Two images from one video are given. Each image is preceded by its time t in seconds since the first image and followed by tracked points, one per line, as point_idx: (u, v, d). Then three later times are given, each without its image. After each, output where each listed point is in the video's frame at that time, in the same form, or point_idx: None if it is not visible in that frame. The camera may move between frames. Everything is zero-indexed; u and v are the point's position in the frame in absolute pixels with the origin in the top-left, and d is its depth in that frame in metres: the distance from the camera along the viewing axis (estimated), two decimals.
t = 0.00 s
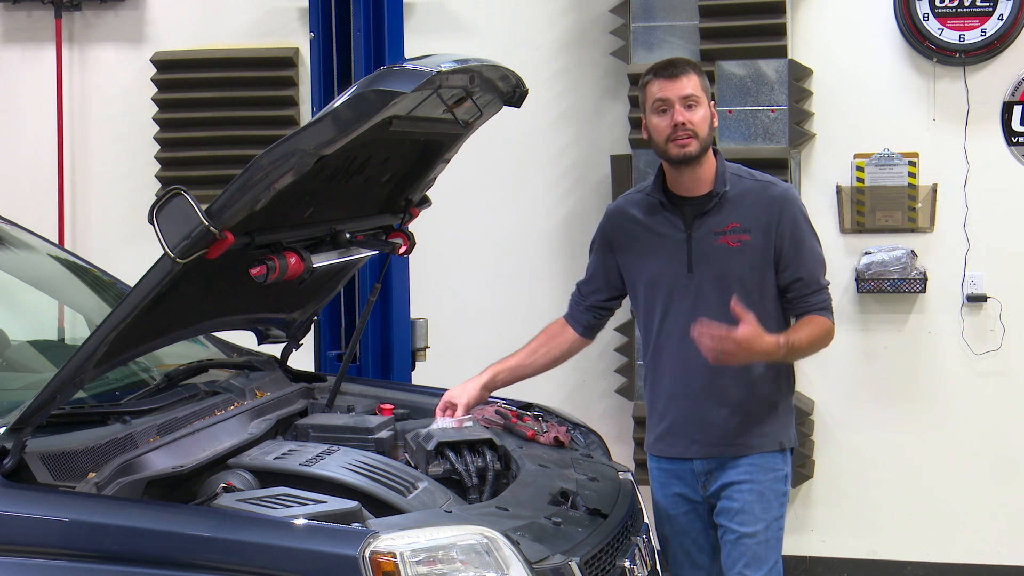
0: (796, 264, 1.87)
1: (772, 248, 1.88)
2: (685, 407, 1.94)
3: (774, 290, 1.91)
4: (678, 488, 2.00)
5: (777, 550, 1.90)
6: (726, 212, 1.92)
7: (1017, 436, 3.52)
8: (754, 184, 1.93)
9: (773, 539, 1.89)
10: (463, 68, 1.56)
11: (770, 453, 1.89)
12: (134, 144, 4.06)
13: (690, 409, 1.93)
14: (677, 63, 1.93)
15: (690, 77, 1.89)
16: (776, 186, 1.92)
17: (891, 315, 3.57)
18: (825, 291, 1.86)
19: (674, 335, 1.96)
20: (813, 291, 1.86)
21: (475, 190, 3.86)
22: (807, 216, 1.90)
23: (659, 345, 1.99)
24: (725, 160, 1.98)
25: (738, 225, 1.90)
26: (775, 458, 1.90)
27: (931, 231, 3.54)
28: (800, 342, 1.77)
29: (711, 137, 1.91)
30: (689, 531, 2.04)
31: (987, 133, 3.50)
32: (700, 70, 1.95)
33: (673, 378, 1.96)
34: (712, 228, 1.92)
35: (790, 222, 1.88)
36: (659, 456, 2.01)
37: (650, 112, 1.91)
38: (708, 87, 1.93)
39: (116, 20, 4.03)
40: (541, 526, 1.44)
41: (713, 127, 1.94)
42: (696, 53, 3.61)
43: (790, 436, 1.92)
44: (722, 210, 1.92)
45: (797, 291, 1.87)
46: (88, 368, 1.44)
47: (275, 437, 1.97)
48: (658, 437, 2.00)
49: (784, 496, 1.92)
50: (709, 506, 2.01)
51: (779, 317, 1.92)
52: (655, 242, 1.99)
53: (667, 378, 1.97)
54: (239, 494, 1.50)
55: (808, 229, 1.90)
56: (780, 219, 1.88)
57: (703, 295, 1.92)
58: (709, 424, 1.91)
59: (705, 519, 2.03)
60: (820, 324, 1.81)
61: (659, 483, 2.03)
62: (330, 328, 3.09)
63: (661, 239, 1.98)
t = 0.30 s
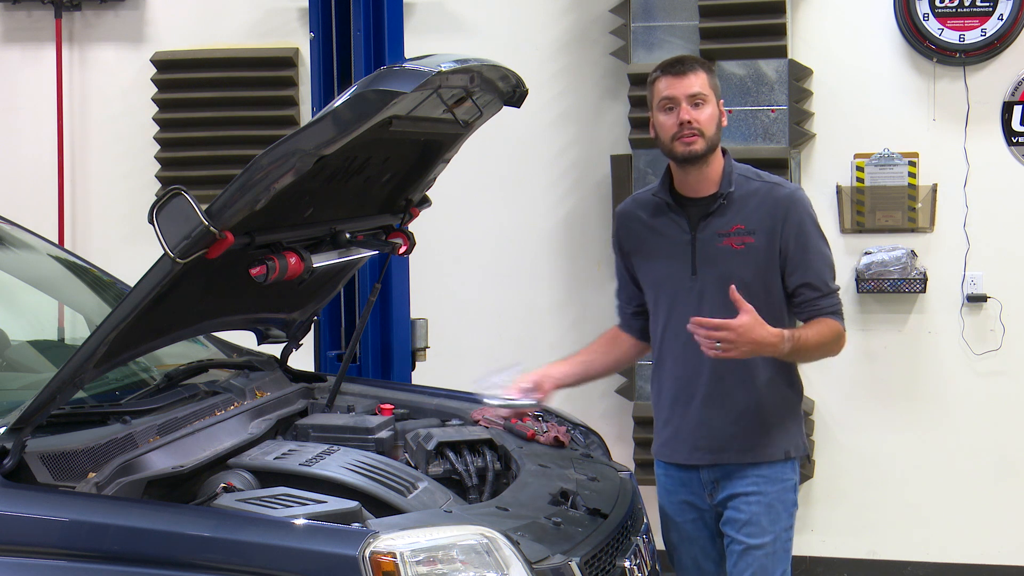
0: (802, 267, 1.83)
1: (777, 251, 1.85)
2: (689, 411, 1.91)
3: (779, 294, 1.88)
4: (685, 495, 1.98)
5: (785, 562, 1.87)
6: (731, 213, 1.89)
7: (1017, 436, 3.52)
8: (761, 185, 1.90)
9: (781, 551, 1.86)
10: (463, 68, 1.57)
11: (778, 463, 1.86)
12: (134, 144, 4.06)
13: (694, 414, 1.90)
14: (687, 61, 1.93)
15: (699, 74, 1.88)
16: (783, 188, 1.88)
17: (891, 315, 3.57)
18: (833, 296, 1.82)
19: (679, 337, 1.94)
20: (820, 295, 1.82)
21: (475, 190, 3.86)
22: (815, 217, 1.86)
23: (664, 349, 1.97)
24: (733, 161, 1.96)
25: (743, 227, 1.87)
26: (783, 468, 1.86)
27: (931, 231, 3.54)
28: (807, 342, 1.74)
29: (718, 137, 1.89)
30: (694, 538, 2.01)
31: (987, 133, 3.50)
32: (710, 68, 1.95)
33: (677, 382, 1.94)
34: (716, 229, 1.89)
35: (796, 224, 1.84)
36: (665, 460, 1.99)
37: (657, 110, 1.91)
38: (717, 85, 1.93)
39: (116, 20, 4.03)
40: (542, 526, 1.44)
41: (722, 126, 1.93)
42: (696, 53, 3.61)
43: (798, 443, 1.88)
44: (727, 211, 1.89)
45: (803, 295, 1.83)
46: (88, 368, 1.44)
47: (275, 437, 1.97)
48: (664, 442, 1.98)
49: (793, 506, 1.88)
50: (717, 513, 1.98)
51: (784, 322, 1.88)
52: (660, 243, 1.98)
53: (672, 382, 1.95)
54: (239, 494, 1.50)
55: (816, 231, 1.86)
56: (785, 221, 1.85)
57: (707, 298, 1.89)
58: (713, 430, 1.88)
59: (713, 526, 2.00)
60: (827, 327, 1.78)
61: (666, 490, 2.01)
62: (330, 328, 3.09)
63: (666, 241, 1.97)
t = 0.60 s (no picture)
0: (817, 268, 1.77)
1: (793, 251, 1.80)
2: (699, 416, 1.87)
3: (793, 296, 1.81)
4: (696, 509, 1.93)
5: None
6: (747, 211, 1.85)
7: (1017, 437, 3.52)
8: (780, 184, 1.85)
9: (794, 564, 1.80)
10: (463, 68, 1.57)
11: (789, 474, 1.80)
12: (134, 144, 4.06)
13: (705, 419, 1.86)
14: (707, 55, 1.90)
15: (718, 69, 1.86)
16: (802, 185, 1.83)
17: (891, 315, 3.57)
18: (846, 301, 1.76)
19: (691, 339, 1.90)
20: (829, 299, 1.76)
21: (475, 190, 3.86)
22: (833, 218, 1.80)
23: (676, 350, 1.93)
24: (753, 160, 1.92)
25: (758, 225, 1.82)
26: (795, 480, 1.80)
27: (931, 231, 3.54)
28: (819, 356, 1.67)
29: (737, 134, 1.86)
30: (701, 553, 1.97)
31: (987, 133, 3.50)
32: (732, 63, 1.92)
33: (689, 385, 1.90)
34: (732, 227, 1.85)
35: (814, 224, 1.78)
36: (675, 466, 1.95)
37: (676, 105, 1.89)
38: (738, 81, 1.90)
39: (116, 20, 4.03)
40: (542, 526, 1.44)
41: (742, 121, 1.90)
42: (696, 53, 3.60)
43: (813, 455, 1.80)
44: (744, 209, 1.85)
45: (815, 299, 1.77)
46: (88, 368, 1.44)
47: (275, 437, 1.97)
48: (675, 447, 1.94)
49: (808, 518, 1.80)
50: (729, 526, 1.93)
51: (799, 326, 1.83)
52: (674, 241, 1.95)
53: (684, 386, 1.91)
54: (240, 494, 1.50)
55: (834, 232, 1.80)
56: (802, 220, 1.79)
57: (719, 298, 1.85)
58: (723, 436, 1.83)
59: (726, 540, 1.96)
60: (837, 338, 1.71)
61: (677, 502, 1.97)
62: (330, 328, 3.09)
63: (680, 238, 1.93)
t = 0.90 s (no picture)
0: (844, 271, 1.77)
1: (820, 253, 1.79)
2: (719, 425, 1.82)
3: (818, 300, 1.81)
4: (708, 521, 1.87)
5: None
6: (771, 213, 1.82)
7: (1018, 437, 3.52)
8: (803, 186, 1.83)
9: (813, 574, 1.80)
10: (463, 68, 1.57)
11: (813, 480, 1.78)
12: (134, 144, 4.06)
13: (726, 427, 1.81)
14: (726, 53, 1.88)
15: (738, 67, 1.83)
16: (825, 187, 1.83)
17: (891, 315, 3.57)
18: (869, 306, 1.77)
19: (710, 345, 1.83)
20: (857, 302, 1.76)
21: (475, 190, 3.86)
22: (858, 222, 1.81)
23: (691, 357, 1.86)
24: (770, 162, 1.90)
25: (784, 227, 1.80)
26: (818, 489, 1.79)
27: (931, 231, 3.54)
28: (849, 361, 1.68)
29: (756, 133, 1.83)
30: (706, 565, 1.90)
31: (987, 133, 3.50)
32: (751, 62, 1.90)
33: (707, 392, 1.84)
34: (755, 229, 1.82)
35: (841, 226, 1.78)
36: (686, 479, 1.89)
37: (693, 103, 1.87)
38: (757, 80, 1.88)
39: (116, 20, 4.03)
40: (542, 526, 1.44)
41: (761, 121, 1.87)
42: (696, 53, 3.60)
43: (836, 462, 1.80)
44: (767, 211, 1.82)
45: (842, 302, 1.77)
46: (88, 368, 1.44)
47: (275, 437, 1.97)
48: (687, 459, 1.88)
49: (827, 528, 1.81)
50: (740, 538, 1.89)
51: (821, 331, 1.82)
52: (690, 244, 1.89)
53: (701, 394, 1.85)
54: (239, 494, 1.50)
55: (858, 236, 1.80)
56: (830, 223, 1.78)
57: (743, 303, 1.80)
58: (747, 445, 1.79)
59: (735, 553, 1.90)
60: (864, 341, 1.73)
61: (687, 513, 1.90)
62: (330, 328, 3.09)
63: (698, 241, 1.87)
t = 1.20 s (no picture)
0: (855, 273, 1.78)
1: (831, 255, 1.79)
2: (730, 428, 1.81)
3: (829, 302, 1.80)
4: (720, 520, 1.84)
5: None
6: (782, 216, 1.82)
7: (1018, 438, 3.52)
8: (812, 187, 1.84)
9: None
10: (463, 68, 1.57)
11: (827, 482, 1.78)
12: (134, 144, 4.06)
13: (737, 431, 1.80)
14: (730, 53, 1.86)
15: (743, 67, 1.81)
16: (835, 189, 1.83)
17: (891, 315, 3.57)
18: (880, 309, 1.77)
19: (720, 347, 1.82)
20: (866, 307, 1.75)
21: (475, 190, 3.86)
22: (868, 224, 1.82)
23: (700, 358, 1.85)
24: (778, 163, 1.90)
25: (795, 229, 1.81)
26: (830, 492, 1.80)
27: (931, 231, 3.54)
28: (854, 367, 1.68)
29: (765, 133, 1.82)
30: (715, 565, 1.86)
31: (987, 133, 3.50)
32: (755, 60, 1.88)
33: (717, 395, 1.82)
34: (767, 232, 1.82)
35: (852, 228, 1.79)
36: (694, 484, 1.86)
37: (698, 106, 1.85)
38: (762, 78, 1.86)
39: (116, 20, 4.03)
40: (542, 526, 1.44)
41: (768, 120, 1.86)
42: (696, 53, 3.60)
43: (847, 464, 1.81)
44: (777, 213, 1.83)
45: (853, 304, 1.77)
46: (88, 368, 1.44)
47: (275, 437, 1.97)
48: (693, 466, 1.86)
49: (836, 530, 1.82)
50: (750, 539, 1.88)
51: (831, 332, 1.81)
52: (699, 246, 1.88)
53: (710, 396, 1.83)
54: (239, 494, 1.50)
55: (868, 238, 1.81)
56: (841, 224, 1.79)
57: (755, 305, 1.80)
58: (759, 447, 1.78)
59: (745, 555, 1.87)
60: (870, 346, 1.72)
61: (699, 513, 1.86)
62: (330, 328, 3.09)
63: (707, 243, 1.86)
